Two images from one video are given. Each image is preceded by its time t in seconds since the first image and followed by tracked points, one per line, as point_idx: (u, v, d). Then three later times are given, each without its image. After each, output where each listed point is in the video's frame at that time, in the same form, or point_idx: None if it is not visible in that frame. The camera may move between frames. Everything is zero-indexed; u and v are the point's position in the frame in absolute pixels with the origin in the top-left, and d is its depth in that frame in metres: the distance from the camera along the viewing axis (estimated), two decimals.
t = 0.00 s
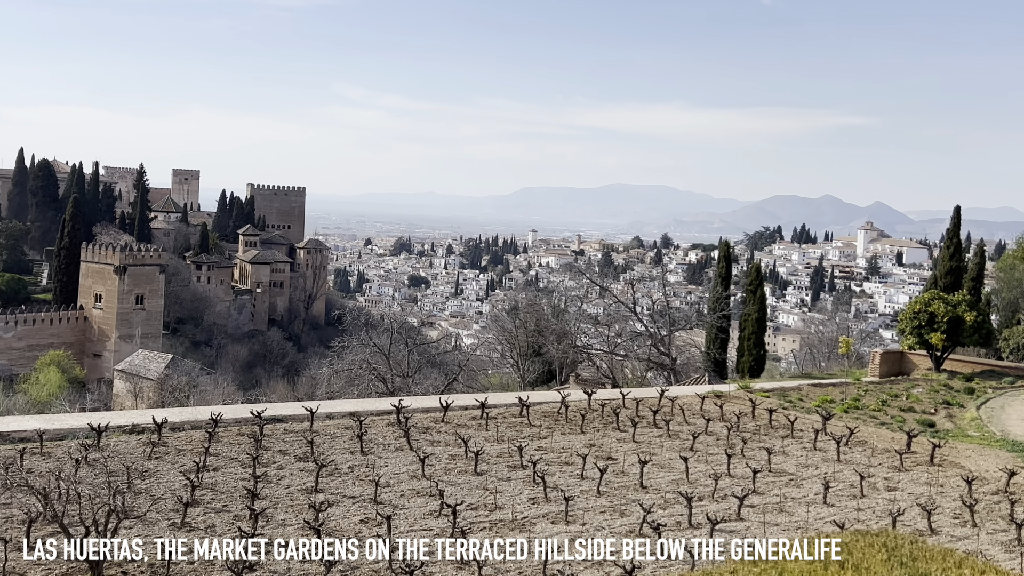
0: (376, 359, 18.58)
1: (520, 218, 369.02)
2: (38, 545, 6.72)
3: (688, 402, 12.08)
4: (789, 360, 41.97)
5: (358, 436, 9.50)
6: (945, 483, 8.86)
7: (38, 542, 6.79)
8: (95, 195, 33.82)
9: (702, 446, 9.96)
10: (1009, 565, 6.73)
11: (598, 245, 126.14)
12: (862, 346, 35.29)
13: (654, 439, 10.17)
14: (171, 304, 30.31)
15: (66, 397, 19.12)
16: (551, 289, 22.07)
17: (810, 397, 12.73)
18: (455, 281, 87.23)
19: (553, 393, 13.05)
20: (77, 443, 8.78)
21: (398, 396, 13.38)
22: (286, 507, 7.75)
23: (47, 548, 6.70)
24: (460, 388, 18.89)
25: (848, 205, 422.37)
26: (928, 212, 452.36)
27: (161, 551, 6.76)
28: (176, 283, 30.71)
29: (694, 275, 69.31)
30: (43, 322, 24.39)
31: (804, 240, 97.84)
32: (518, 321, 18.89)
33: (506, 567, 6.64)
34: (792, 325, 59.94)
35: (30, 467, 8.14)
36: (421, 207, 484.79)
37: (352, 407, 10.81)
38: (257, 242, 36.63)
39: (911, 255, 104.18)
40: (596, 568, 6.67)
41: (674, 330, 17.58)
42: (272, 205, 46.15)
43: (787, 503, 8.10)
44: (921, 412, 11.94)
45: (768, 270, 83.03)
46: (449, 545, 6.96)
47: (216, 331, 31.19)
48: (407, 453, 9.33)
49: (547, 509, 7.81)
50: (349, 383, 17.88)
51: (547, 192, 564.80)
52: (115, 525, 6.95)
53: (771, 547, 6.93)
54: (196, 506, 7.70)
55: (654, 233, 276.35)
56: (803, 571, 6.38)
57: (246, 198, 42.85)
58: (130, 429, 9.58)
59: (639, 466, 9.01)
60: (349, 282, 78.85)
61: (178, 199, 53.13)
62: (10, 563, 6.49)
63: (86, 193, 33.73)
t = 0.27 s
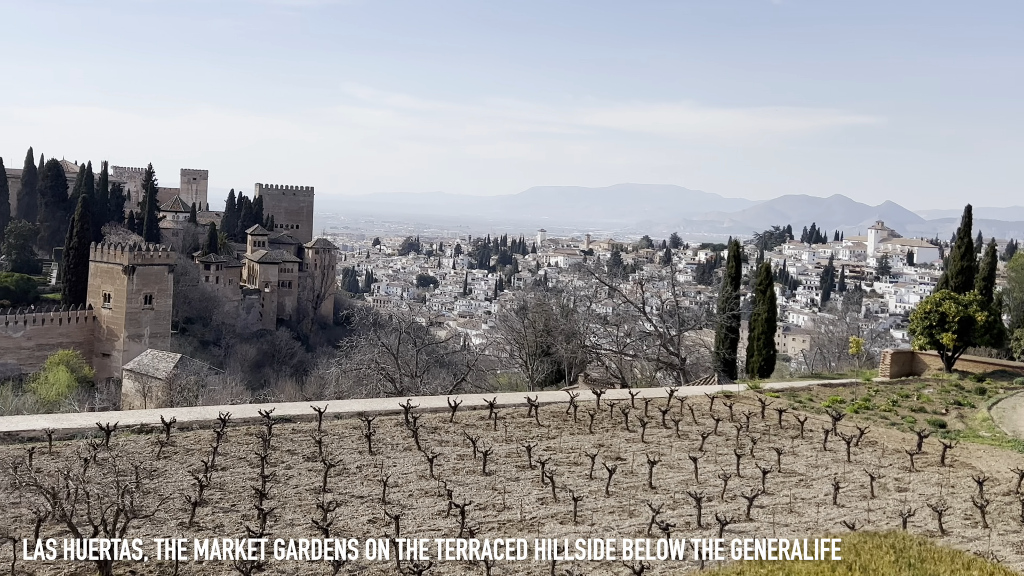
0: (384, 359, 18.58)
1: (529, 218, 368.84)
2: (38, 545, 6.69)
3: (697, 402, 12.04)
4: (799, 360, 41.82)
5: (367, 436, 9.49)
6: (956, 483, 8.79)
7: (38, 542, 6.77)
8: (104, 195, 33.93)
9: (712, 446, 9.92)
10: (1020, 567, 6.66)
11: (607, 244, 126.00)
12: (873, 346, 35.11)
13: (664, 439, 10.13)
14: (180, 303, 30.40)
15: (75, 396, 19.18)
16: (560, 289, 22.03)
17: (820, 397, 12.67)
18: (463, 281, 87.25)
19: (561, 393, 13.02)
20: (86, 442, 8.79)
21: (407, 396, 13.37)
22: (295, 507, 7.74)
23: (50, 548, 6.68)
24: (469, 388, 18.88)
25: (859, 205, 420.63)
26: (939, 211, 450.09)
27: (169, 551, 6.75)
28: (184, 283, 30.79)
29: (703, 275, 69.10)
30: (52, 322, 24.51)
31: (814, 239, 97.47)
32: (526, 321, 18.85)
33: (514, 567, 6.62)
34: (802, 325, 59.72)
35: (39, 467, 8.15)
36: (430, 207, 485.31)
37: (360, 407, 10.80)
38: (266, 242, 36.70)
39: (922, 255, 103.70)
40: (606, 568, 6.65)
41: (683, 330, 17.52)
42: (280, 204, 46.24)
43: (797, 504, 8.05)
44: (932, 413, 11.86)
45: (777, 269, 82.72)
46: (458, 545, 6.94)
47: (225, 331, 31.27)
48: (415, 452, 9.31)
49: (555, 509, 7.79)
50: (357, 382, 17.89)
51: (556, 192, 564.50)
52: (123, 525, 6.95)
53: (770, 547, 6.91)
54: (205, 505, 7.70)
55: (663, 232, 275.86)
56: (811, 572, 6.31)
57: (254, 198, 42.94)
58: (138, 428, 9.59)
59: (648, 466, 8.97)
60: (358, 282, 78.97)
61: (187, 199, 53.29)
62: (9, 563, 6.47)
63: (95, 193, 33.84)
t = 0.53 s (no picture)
0: (395, 359, 18.59)
1: (541, 217, 368.61)
2: (38, 545, 6.66)
3: (708, 402, 11.98)
4: (812, 360, 41.62)
5: (377, 436, 9.48)
6: (970, 484, 8.71)
7: (39, 542, 6.74)
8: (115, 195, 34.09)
9: (723, 447, 9.86)
10: None
11: (618, 244, 125.76)
12: (885, 346, 34.90)
13: (675, 439, 10.08)
14: (192, 303, 30.51)
15: (86, 396, 19.26)
16: (571, 288, 21.98)
17: (833, 398, 12.59)
18: (474, 281, 87.25)
19: (572, 392, 12.98)
20: (97, 441, 8.81)
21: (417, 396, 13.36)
22: (305, 506, 7.73)
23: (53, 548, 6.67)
24: (479, 388, 18.86)
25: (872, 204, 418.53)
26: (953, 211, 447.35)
27: (180, 550, 6.75)
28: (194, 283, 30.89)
29: (714, 275, 68.89)
30: (63, 321, 24.65)
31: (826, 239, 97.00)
32: (537, 321, 18.81)
33: (525, 567, 6.59)
34: (814, 325, 59.43)
35: (50, 466, 8.17)
36: (441, 207, 485.77)
37: (370, 407, 10.79)
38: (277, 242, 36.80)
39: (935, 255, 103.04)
40: (617, 568, 6.61)
41: (695, 329, 17.45)
42: (291, 204, 46.36)
43: (809, 504, 7.99)
44: (946, 413, 11.76)
45: (789, 269, 82.36)
46: (469, 545, 6.92)
47: (236, 330, 31.37)
48: (425, 452, 9.29)
49: (566, 509, 7.76)
50: (368, 382, 17.91)
51: (567, 192, 564.02)
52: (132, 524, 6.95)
53: (776, 547, 6.87)
54: (215, 505, 7.70)
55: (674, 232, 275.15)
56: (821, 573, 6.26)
57: (266, 198, 43.07)
58: (149, 428, 9.61)
59: (659, 466, 8.93)
60: (369, 282, 79.09)
61: (198, 199, 53.50)
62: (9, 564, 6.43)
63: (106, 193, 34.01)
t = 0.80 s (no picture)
0: (404, 358, 18.59)
1: (550, 217, 368.38)
2: (38, 546, 6.63)
3: (719, 402, 11.92)
4: (823, 361, 41.47)
5: (385, 435, 9.46)
6: (982, 485, 8.63)
7: (39, 542, 6.71)
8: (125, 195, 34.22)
9: (734, 447, 9.81)
10: None
11: (628, 244, 125.50)
12: (897, 346, 34.71)
13: (685, 439, 10.03)
14: (201, 303, 30.60)
15: (95, 395, 19.33)
16: (581, 288, 21.95)
17: (844, 398, 12.51)
18: (483, 281, 87.22)
19: (581, 392, 12.95)
20: (106, 441, 8.83)
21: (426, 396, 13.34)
22: (314, 506, 7.73)
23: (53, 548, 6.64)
24: (489, 388, 18.83)
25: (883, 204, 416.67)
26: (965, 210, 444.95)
27: (188, 549, 6.75)
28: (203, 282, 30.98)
29: (724, 275, 68.69)
30: (73, 321, 24.75)
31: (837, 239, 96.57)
32: (547, 321, 18.76)
33: (535, 567, 6.56)
34: (826, 325, 59.18)
35: (59, 465, 8.19)
36: (450, 207, 486.10)
37: (379, 407, 10.78)
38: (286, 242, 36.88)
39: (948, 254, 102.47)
40: (626, 568, 6.58)
41: (705, 330, 17.38)
42: (299, 204, 46.47)
43: (819, 505, 7.93)
44: (958, 413, 11.68)
45: (799, 270, 82.03)
46: (477, 545, 6.89)
47: (245, 330, 31.45)
48: (434, 453, 9.27)
49: (576, 510, 7.72)
50: (377, 382, 17.92)
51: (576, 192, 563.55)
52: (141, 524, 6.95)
53: (786, 546, 6.83)
54: (224, 504, 7.70)
55: (684, 232, 274.51)
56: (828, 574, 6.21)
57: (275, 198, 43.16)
58: (158, 427, 9.62)
59: (669, 466, 8.88)
60: (378, 282, 79.20)
61: (207, 199, 53.68)
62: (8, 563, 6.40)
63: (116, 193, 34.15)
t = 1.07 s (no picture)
0: (413, 358, 18.58)
1: (560, 217, 368.13)
2: (38, 546, 6.61)
3: (729, 402, 11.87)
4: (834, 360, 41.34)
5: (395, 435, 9.45)
6: (994, 485, 8.55)
7: (40, 541, 6.70)
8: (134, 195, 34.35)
9: (744, 447, 9.77)
10: None
11: (637, 244, 125.29)
12: (908, 346, 34.51)
13: (695, 440, 9.99)
14: (210, 302, 30.68)
15: (105, 395, 19.39)
16: (591, 288, 21.91)
17: (855, 398, 12.43)
18: (492, 281, 87.24)
19: (591, 392, 12.91)
20: (115, 441, 8.85)
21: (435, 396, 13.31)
22: (323, 506, 7.72)
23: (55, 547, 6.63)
24: (498, 388, 18.80)
25: (894, 203, 414.82)
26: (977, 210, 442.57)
27: (196, 548, 6.74)
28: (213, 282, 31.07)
29: (735, 275, 68.49)
30: (82, 321, 24.87)
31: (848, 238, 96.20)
32: (556, 321, 18.71)
33: (544, 568, 6.54)
34: (837, 324, 59.00)
35: (69, 465, 8.21)
36: (460, 207, 486.40)
37: (389, 407, 10.77)
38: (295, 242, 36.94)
39: (960, 253, 102.01)
40: (636, 569, 6.55)
41: (716, 330, 17.30)
42: (308, 203, 46.56)
43: (830, 505, 7.87)
44: (970, 413, 11.59)
45: (811, 269, 81.73)
46: (486, 545, 6.86)
47: (254, 330, 31.53)
48: (443, 453, 9.25)
49: (585, 510, 7.69)
50: (386, 382, 17.92)
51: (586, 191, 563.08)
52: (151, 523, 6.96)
53: (796, 548, 6.79)
54: (233, 504, 7.70)
55: (694, 232, 273.88)
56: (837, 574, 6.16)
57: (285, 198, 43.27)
58: (168, 427, 9.64)
59: (679, 467, 8.84)
60: (387, 282, 79.34)
61: (216, 198, 53.85)
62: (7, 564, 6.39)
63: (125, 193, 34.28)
